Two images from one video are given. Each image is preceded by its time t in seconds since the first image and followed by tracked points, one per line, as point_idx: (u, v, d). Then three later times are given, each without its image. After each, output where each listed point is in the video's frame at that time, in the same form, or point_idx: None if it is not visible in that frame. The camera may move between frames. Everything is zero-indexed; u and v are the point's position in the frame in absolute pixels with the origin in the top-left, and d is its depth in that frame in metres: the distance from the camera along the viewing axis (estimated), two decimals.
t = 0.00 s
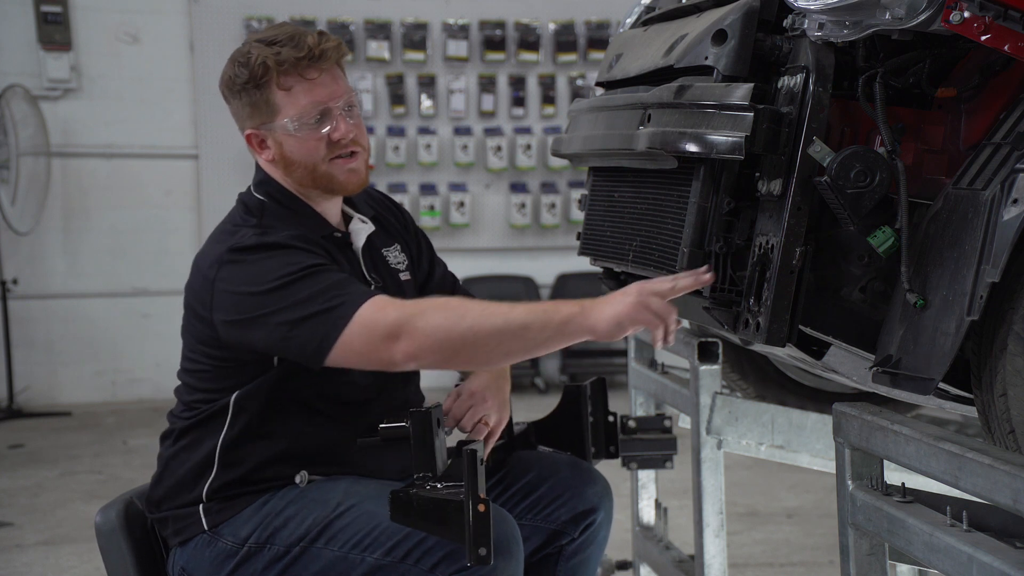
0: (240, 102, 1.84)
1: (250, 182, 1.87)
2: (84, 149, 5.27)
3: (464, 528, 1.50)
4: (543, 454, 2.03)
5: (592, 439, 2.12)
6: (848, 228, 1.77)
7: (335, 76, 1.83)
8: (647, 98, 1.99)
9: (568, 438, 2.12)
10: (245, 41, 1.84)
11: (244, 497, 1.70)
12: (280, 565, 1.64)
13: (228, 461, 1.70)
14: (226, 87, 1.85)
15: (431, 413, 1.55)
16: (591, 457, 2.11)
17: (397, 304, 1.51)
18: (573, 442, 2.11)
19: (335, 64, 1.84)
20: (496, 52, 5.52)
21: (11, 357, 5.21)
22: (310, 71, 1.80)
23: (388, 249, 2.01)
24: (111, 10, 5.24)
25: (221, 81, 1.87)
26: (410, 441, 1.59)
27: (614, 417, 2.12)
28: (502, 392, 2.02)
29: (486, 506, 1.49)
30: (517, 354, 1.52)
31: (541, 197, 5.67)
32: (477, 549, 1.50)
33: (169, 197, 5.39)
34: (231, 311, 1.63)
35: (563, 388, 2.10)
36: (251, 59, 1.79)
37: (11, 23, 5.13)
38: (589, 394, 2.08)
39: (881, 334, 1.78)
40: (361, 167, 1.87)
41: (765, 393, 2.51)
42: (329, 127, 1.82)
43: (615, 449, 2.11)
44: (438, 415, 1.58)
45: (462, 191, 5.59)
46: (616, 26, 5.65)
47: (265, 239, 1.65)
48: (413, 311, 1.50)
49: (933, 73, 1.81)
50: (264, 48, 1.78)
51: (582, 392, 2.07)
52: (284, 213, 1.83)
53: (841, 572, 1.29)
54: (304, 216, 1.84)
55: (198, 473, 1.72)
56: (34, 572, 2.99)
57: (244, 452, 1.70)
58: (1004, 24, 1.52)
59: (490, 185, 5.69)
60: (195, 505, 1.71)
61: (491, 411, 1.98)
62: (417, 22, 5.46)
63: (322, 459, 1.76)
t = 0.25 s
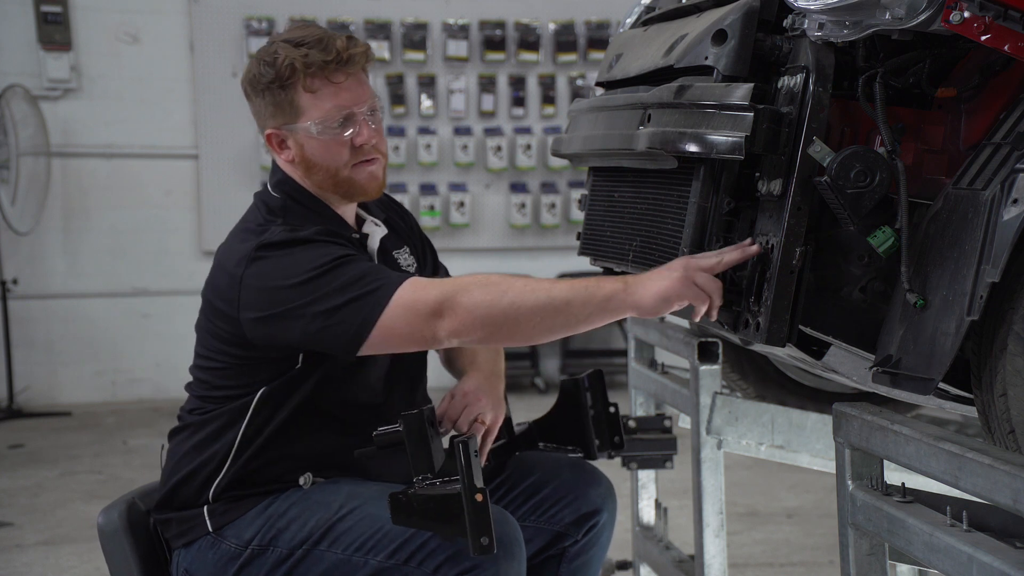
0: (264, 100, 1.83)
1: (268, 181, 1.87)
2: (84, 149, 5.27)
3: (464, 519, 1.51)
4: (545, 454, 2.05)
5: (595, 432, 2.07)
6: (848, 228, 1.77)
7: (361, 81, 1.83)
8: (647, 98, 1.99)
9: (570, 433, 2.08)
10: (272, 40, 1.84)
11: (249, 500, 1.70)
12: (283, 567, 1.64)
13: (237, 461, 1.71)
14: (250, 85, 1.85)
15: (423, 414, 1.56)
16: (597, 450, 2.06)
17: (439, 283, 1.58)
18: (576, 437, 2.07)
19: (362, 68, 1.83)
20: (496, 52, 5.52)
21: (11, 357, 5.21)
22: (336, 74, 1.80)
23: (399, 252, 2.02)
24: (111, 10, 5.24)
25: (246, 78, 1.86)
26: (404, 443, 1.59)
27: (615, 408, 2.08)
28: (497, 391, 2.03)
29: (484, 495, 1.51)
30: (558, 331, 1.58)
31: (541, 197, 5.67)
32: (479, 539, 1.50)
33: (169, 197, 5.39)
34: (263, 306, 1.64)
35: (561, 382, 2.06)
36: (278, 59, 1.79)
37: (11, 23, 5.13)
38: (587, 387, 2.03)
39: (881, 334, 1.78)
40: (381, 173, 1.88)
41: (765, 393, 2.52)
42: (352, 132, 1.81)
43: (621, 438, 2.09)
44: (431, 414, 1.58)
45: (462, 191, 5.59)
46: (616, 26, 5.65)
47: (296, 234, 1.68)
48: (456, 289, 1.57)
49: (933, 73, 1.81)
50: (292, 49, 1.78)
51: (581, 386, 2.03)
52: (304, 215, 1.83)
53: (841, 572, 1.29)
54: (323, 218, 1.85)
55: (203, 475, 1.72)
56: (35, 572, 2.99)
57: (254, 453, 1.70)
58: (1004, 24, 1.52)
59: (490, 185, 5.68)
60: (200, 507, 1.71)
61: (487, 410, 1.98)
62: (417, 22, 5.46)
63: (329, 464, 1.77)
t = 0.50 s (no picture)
0: (279, 100, 1.83)
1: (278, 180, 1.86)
2: (84, 149, 5.27)
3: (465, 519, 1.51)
4: (546, 454, 2.05)
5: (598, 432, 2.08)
6: (848, 228, 1.77)
7: (376, 83, 1.83)
8: (647, 98, 1.99)
9: (572, 433, 2.07)
10: (289, 39, 1.84)
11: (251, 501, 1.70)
12: (285, 568, 1.64)
13: (240, 461, 1.71)
14: (266, 84, 1.84)
15: (423, 414, 1.56)
16: (598, 451, 2.07)
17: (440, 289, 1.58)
18: (578, 438, 2.07)
19: (378, 72, 1.84)
20: (496, 52, 5.52)
21: (11, 358, 5.21)
22: (353, 76, 1.80)
23: (405, 254, 2.02)
24: (111, 10, 5.24)
25: (261, 76, 1.86)
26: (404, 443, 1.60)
27: (616, 409, 2.09)
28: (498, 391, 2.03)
29: (484, 495, 1.51)
30: (558, 337, 1.58)
31: (541, 197, 5.67)
32: (480, 539, 1.50)
33: (169, 197, 5.39)
34: (268, 306, 1.64)
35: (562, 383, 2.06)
36: (296, 59, 1.78)
37: (11, 23, 5.13)
38: (590, 387, 2.03)
39: (881, 334, 1.78)
40: (393, 176, 1.89)
41: (765, 393, 2.52)
42: (366, 134, 1.81)
43: (622, 438, 2.10)
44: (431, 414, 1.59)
45: (462, 191, 5.59)
46: (616, 26, 5.65)
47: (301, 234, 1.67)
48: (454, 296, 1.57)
49: (933, 73, 1.81)
50: (310, 50, 1.78)
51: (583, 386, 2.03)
52: (314, 216, 1.83)
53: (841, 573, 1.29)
54: (332, 219, 1.85)
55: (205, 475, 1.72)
56: (34, 572, 2.99)
57: (256, 453, 1.70)
58: (1004, 24, 1.52)
59: (490, 185, 5.69)
60: (202, 507, 1.71)
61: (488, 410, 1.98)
62: (417, 22, 5.46)
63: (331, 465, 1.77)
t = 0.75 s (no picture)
0: (281, 98, 1.83)
1: (280, 180, 1.87)
2: (84, 149, 5.27)
3: (468, 520, 1.51)
4: (546, 454, 2.05)
5: (597, 435, 2.08)
6: (848, 228, 1.77)
7: (379, 83, 1.83)
8: (647, 97, 1.99)
9: (571, 435, 2.08)
10: (292, 38, 1.84)
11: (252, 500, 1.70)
12: (286, 567, 1.64)
13: (240, 462, 1.71)
14: (268, 82, 1.85)
15: (428, 414, 1.54)
16: (597, 452, 2.07)
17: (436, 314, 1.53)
18: (577, 439, 2.08)
19: (380, 71, 1.84)
20: (496, 52, 5.52)
21: (11, 358, 5.21)
22: (355, 75, 1.80)
23: (406, 255, 2.02)
24: (111, 10, 5.23)
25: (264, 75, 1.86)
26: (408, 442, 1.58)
27: (617, 412, 2.08)
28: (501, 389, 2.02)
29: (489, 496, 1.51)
30: (542, 380, 1.52)
31: (541, 197, 5.67)
32: (483, 540, 1.50)
33: (169, 197, 5.39)
34: (264, 309, 1.63)
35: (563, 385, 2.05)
36: (298, 57, 1.78)
37: (11, 23, 5.13)
38: (590, 390, 2.03)
39: (881, 334, 1.78)
40: (394, 175, 1.89)
41: (765, 393, 2.52)
42: (367, 134, 1.81)
43: (621, 444, 2.08)
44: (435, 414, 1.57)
45: (462, 191, 5.59)
46: (616, 26, 5.65)
47: (301, 241, 1.65)
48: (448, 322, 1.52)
49: (933, 73, 1.81)
50: (312, 49, 1.77)
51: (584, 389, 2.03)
52: (316, 216, 1.84)
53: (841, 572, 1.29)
54: (333, 219, 1.85)
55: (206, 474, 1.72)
56: (34, 572, 2.99)
57: (255, 454, 1.70)
58: (1004, 24, 1.52)
59: (490, 185, 5.69)
60: (203, 506, 1.71)
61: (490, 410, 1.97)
62: (417, 22, 5.46)
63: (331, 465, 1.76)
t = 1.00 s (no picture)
0: (280, 96, 1.82)
1: (279, 179, 1.87)
2: (84, 149, 5.27)
3: (470, 514, 1.51)
4: (545, 454, 2.05)
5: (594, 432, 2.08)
6: (848, 228, 1.77)
7: (377, 82, 1.83)
8: (647, 97, 1.99)
9: (570, 435, 2.08)
10: (291, 37, 1.84)
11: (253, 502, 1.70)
12: (287, 567, 1.64)
13: (240, 462, 1.71)
14: (268, 80, 1.84)
15: (423, 414, 1.54)
16: (594, 448, 2.07)
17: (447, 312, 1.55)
18: (575, 438, 2.08)
19: (379, 70, 1.84)
20: (496, 52, 5.52)
21: (11, 358, 5.21)
22: (354, 74, 1.79)
23: (403, 255, 2.02)
24: (111, 10, 5.23)
25: (263, 72, 1.86)
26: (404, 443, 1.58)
27: (612, 406, 2.08)
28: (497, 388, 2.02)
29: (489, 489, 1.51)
30: (548, 385, 1.56)
31: (541, 197, 5.67)
32: (487, 533, 1.51)
33: (169, 197, 5.39)
34: (266, 307, 1.63)
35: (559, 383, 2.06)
36: (296, 55, 1.78)
37: (11, 23, 5.12)
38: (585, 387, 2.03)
39: (881, 334, 1.78)
40: (392, 173, 1.89)
41: (765, 393, 2.52)
42: (365, 132, 1.81)
43: (620, 436, 2.09)
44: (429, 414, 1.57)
45: (462, 191, 5.59)
46: (616, 27, 5.65)
47: (303, 239, 1.65)
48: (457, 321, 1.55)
49: (933, 73, 1.81)
50: (311, 46, 1.77)
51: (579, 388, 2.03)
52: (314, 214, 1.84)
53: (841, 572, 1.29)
54: (331, 218, 1.85)
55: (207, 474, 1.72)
56: (34, 572, 2.99)
57: (256, 455, 1.70)
58: (1004, 24, 1.52)
59: (490, 185, 5.69)
60: (203, 506, 1.71)
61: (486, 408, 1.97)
62: (417, 22, 5.46)
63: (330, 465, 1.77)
